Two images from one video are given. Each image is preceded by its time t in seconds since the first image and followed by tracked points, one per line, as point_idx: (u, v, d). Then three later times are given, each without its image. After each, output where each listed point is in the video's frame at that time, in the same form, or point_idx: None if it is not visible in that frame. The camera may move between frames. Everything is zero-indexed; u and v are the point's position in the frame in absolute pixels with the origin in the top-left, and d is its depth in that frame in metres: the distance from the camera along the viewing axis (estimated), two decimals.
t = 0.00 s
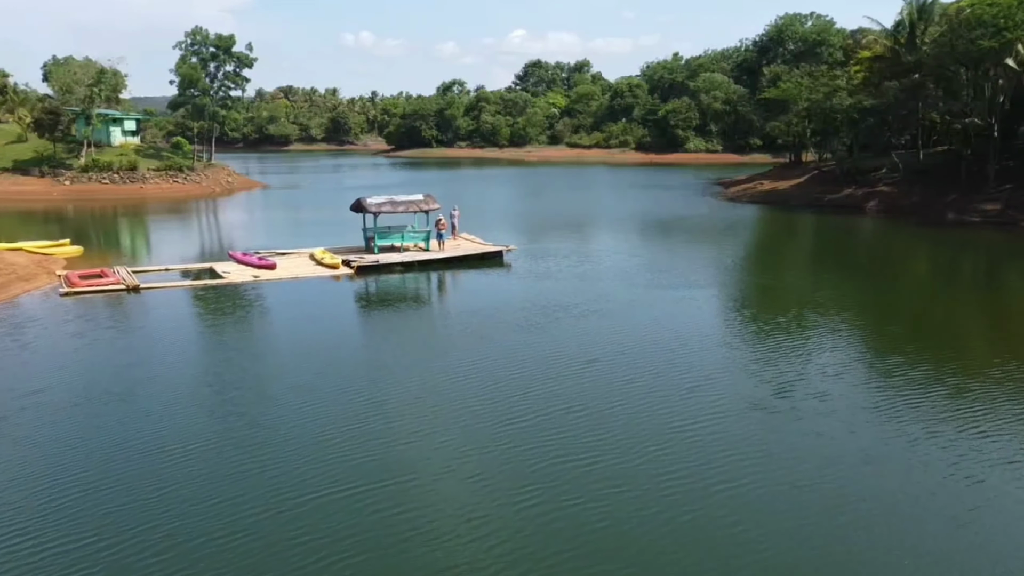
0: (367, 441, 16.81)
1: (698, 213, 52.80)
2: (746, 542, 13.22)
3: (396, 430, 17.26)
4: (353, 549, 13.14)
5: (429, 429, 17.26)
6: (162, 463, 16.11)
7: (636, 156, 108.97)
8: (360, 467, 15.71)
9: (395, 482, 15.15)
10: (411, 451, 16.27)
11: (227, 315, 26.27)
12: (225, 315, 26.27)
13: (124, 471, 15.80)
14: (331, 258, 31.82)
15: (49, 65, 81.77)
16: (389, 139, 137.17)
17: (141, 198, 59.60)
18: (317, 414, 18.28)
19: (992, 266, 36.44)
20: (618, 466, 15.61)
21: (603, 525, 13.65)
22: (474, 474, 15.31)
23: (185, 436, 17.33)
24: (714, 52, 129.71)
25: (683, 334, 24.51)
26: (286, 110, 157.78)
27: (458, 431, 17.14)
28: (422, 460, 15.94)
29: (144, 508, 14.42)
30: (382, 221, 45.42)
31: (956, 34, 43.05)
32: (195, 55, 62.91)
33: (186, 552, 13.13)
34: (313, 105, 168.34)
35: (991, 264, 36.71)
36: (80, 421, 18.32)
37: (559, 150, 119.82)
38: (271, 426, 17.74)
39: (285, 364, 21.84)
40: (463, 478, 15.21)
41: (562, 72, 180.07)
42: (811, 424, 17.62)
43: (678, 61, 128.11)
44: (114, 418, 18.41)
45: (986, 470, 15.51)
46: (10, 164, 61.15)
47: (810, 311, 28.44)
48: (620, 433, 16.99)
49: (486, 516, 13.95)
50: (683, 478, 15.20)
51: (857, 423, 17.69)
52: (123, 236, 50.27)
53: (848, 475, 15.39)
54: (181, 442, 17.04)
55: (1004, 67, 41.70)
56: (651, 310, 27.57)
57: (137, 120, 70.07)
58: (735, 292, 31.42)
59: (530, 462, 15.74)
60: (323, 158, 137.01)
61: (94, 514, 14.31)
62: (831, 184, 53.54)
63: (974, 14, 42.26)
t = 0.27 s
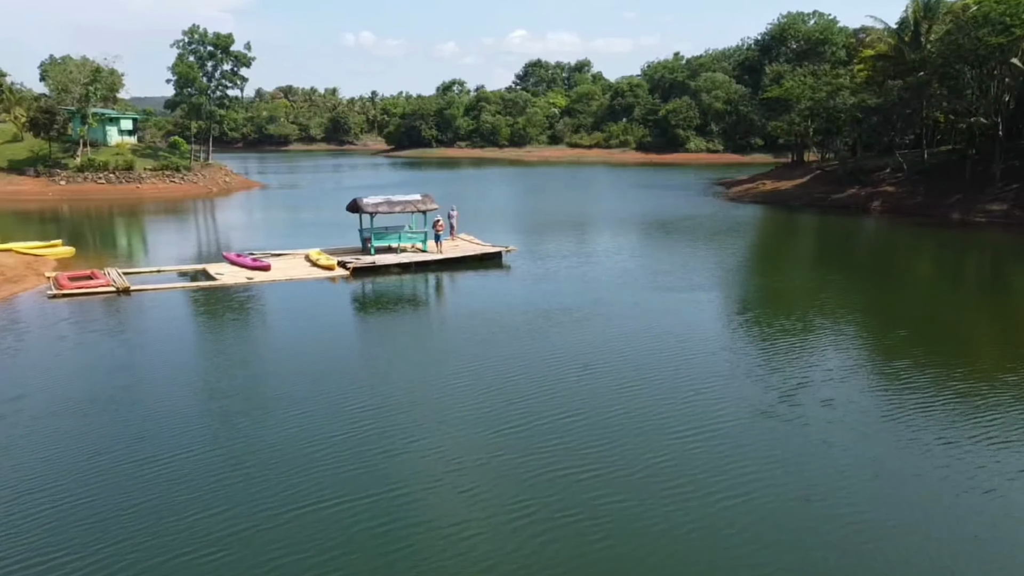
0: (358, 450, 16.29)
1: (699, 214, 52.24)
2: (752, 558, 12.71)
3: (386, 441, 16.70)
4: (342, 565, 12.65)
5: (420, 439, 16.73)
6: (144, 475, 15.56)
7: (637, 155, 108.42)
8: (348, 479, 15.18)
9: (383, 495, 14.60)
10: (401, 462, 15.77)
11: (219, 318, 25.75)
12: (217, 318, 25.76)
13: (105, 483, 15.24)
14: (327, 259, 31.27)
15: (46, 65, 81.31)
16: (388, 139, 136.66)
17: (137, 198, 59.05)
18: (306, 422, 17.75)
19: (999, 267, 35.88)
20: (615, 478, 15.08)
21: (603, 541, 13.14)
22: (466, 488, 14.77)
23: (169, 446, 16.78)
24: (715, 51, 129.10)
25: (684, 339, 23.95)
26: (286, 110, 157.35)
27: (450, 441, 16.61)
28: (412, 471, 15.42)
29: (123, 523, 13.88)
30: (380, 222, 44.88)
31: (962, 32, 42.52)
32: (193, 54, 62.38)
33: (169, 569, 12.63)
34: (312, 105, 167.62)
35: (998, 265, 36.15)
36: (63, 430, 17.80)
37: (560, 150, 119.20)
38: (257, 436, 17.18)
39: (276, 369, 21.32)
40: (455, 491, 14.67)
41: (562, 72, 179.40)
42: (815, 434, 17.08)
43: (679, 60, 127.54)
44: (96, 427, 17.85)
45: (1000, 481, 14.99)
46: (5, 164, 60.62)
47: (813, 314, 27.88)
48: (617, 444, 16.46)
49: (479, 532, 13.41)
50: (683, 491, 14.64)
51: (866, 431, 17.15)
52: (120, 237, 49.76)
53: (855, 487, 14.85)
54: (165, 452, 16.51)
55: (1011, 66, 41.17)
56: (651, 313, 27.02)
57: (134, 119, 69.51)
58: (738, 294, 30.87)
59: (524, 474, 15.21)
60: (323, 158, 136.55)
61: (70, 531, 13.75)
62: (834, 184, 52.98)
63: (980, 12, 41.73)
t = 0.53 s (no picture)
0: (348, 461, 15.77)
1: (700, 214, 51.72)
2: None
3: (377, 450, 16.19)
4: None
5: (412, 448, 16.21)
6: (128, 486, 15.05)
7: (637, 155, 107.91)
8: (338, 491, 14.69)
9: (374, 508, 14.11)
10: (393, 473, 15.26)
11: (211, 322, 25.23)
12: (209, 322, 25.24)
13: (86, 496, 14.72)
14: (322, 261, 30.72)
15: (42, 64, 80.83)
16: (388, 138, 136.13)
17: (133, 198, 58.50)
18: (296, 431, 17.24)
19: (1005, 268, 35.38)
20: (614, 491, 14.57)
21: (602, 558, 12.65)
22: (459, 501, 14.26)
23: (155, 456, 16.28)
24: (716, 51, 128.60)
25: (686, 343, 23.43)
26: (285, 110, 156.89)
27: (444, 450, 16.11)
28: (404, 484, 14.91)
29: (105, 539, 13.38)
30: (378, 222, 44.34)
31: (967, 30, 42.09)
32: (190, 52, 61.77)
33: None
34: (311, 104, 167.05)
35: (1005, 266, 35.66)
36: (48, 438, 17.30)
37: (560, 150, 118.73)
38: (245, 445, 16.68)
39: (266, 375, 20.79)
40: (449, 504, 14.17)
41: (562, 72, 179.02)
42: (820, 443, 16.56)
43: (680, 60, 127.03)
44: (81, 436, 17.35)
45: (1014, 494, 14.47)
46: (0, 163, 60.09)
47: (817, 316, 27.36)
48: (616, 453, 15.94)
49: (472, 548, 12.91)
50: (685, 504, 14.13)
51: (874, 441, 16.64)
52: (115, 237, 49.26)
53: (863, 500, 14.33)
54: (150, 462, 16.00)
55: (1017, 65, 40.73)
56: (651, 316, 26.49)
57: (130, 118, 68.97)
58: (740, 296, 30.36)
59: (520, 486, 14.71)
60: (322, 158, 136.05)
61: (50, 548, 13.25)
62: (837, 184, 52.45)
63: (986, 10, 41.30)
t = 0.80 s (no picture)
0: (334, 471, 15.23)
1: (701, 214, 51.18)
2: None
3: (365, 460, 15.65)
4: None
5: (402, 458, 15.68)
6: (108, 496, 14.52)
7: (637, 155, 107.36)
8: (326, 503, 14.16)
9: (361, 522, 13.59)
10: (381, 485, 14.73)
11: (201, 325, 24.66)
12: (199, 325, 24.67)
13: (62, 507, 14.19)
14: (316, 262, 30.15)
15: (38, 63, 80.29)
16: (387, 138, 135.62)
17: (128, 198, 57.92)
18: (281, 439, 16.69)
19: (1012, 269, 34.84)
20: (610, 505, 14.03)
21: None
22: (450, 516, 13.72)
23: (137, 464, 15.74)
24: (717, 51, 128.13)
25: (685, 347, 22.89)
26: (285, 110, 156.42)
27: (434, 460, 15.56)
28: (392, 496, 14.37)
29: (79, 553, 12.85)
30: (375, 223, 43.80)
31: (971, 29, 41.65)
32: (186, 51, 61.18)
33: None
34: (310, 104, 166.49)
35: (1012, 267, 35.11)
36: (28, 445, 16.73)
37: (560, 149, 118.19)
38: (229, 453, 16.11)
39: (254, 380, 20.26)
40: (440, 519, 13.64)
41: (562, 72, 178.51)
42: (824, 454, 16.02)
43: (680, 60, 126.54)
44: (60, 443, 16.80)
45: None
46: None
47: (820, 319, 26.82)
48: (612, 465, 15.41)
49: (462, 566, 12.40)
50: (683, 520, 13.59)
51: (881, 453, 16.08)
52: (110, 237, 48.75)
53: (869, 515, 13.80)
54: (133, 470, 15.49)
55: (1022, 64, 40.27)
56: (650, 319, 25.95)
57: (126, 118, 68.41)
58: (743, 298, 29.82)
59: (512, 499, 14.17)
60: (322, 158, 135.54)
61: (23, 562, 12.70)
62: (840, 184, 51.87)
63: (991, 8, 40.88)
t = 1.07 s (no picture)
0: (324, 485, 14.70)
1: (702, 215, 50.61)
2: None
3: (355, 473, 15.12)
4: None
5: (393, 471, 15.15)
6: (91, 509, 13.99)
7: (638, 155, 106.85)
8: (317, 517, 13.65)
9: (353, 538, 13.09)
10: (372, 499, 14.21)
11: (193, 329, 24.14)
12: (191, 328, 24.15)
13: (39, 520, 13.64)
14: (310, 265, 29.62)
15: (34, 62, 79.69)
16: (386, 138, 135.03)
17: (124, 198, 57.39)
18: (269, 449, 16.17)
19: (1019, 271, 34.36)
20: (609, 522, 13.51)
21: None
22: (443, 534, 13.19)
23: (122, 473, 15.21)
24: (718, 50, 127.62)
25: (687, 352, 22.37)
26: (284, 109, 155.71)
27: (427, 474, 15.04)
28: (383, 512, 13.84)
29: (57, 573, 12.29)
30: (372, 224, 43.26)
31: (978, 27, 41.16)
32: (183, 49, 60.65)
33: None
34: (310, 104, 165.96)
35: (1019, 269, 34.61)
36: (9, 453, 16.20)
37: (560, 149, 117.70)
38: (218, 463, 15.59)
39: (243, 385, 19.72)
40: (436, 536, 13.14)
41: (563, 71, 177.99)
42: (830, 467, 15.51)
43: (681, 59, 126.05)
44: (40, 450, 16.24)
45: None
46: None
47: (824, 320, 26.32)
48: (611, 479, 14.89)
49: None
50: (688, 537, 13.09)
51: (891, 466, 15.59)
52: (104, 238, 48.21)
53: (877, 534, 13.29)
54: (117, 481, 14.95)
55: None
56: (651, 322, 25.43)
57: (122, 117, 67.85)
58: (746, 300, 29.30)
59: (511, 515, 13.67)
60: (321, 157, 134.93)
61: None
62: (843, 185, 51.33)
63: (998, 7, 40.39)
